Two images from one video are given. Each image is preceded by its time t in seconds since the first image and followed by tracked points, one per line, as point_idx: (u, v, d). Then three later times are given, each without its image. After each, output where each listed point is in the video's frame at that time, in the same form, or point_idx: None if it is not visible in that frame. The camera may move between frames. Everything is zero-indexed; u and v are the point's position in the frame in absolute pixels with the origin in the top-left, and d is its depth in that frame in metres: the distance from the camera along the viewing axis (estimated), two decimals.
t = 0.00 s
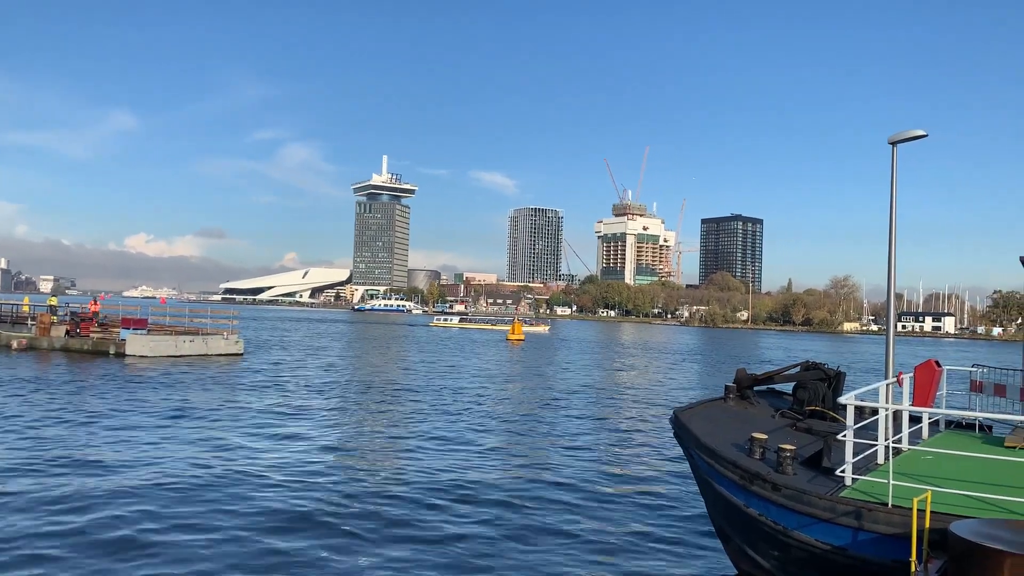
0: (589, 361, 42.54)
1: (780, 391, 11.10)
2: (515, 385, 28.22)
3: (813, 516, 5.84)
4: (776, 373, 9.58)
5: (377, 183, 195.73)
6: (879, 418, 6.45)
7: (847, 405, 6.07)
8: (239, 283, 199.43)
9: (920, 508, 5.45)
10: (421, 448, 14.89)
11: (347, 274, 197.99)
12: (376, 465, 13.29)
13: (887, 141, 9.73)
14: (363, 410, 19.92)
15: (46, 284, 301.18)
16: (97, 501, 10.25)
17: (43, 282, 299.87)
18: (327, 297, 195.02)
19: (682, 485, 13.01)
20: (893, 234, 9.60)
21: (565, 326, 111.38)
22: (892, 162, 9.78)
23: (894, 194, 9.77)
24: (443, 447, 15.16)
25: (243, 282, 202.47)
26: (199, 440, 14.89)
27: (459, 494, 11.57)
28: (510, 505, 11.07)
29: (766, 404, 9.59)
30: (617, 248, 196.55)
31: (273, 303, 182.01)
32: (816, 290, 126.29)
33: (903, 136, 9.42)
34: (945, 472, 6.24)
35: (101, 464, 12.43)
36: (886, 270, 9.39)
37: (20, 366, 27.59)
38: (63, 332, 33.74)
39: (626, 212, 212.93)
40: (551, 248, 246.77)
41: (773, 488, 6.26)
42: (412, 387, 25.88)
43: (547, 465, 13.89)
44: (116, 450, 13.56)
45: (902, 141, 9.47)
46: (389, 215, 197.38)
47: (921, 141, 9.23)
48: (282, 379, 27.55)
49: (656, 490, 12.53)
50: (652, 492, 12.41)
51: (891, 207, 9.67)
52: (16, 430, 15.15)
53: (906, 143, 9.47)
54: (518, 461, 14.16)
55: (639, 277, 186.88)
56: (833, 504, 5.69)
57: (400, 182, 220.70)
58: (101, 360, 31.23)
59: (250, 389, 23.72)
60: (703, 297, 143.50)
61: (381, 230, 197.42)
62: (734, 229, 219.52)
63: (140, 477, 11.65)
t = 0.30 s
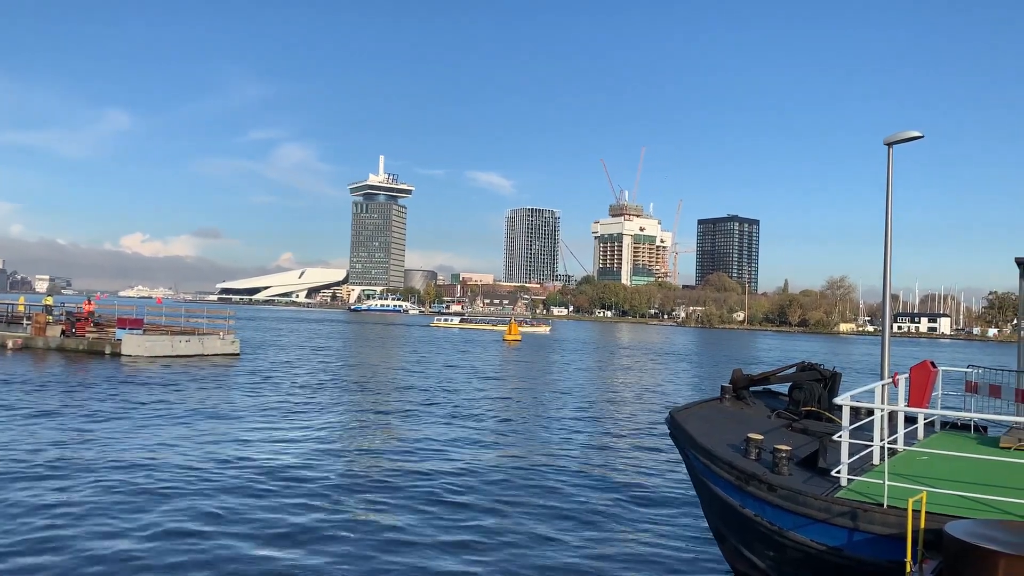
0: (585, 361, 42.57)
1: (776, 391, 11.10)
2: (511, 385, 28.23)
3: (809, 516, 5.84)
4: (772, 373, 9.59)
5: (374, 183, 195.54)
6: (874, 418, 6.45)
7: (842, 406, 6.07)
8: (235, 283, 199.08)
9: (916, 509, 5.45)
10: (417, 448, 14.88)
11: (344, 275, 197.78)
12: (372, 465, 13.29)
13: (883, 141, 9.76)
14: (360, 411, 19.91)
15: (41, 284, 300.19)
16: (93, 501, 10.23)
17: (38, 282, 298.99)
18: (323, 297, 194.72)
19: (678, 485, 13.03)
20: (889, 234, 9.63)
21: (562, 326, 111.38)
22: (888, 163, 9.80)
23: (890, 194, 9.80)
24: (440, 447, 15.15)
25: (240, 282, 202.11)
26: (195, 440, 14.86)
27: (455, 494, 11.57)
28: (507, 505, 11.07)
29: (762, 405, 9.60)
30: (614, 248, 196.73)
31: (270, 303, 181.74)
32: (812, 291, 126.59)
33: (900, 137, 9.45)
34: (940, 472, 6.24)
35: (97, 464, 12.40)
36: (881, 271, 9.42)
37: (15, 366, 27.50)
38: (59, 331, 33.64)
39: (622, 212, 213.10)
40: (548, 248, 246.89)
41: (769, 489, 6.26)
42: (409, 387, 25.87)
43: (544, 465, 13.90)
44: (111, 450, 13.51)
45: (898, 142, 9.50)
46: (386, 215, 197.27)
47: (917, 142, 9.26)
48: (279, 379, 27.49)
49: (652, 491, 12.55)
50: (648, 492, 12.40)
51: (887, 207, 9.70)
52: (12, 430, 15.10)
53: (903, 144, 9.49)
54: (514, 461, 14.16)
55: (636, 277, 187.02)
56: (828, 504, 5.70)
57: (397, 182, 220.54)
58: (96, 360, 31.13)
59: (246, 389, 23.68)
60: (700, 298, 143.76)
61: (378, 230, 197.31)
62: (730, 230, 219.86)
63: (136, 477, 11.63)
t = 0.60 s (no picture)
0: (584, 361, 42.65)
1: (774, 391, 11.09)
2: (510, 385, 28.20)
3: (808, 517, 5.84)
4: (770, 373, 9.59)
5: (373, 183, 195.36)
6: (872, 419, 6.45)
7: (841, 406, 6.06)
8: (233, 283, 198.86)
9: (913, 509, 5.46)
10: (415, 448, 14.88)
11: (342, 274, 197.67)
12: (372, 464, 13.30)
13: (881, 141, 9.77)
14: (359, 410, 19.92)
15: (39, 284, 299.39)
16: (92, 501, 10.21)
17: (37, 282, 298.67)
18: (322, 297, 194.44)
19: (676, 484, 13.06)
20: (887, 234, 9.63)
21: (561, 326, 111.35)
22: (886, 163, 9.82)
23: (888, 195, 9.80)
24: (438, 446, 15.18)
25: (238, 281, 201.72)
26: (194, 439, 14.86)
27: (454, 494, 11.59)
28: (506, 504, 11.11)
29: (760, 404, 9.59)
30: (612, 249, 196.81)
31: (268, 303, 181.54)
32: (810, 291, 126.79)
33: (897, 138, 9.46)
34: (938, 472, 6.25)
35: (96, 463, 12.39)
36: (880, 272, 9.41)
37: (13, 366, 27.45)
38: (57, 331, 33.58)
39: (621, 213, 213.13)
40: (547, 248, 246.94)
41: (767, 488, 6.26)
42: (407, 388, 25.86)
43: (542, 465, 13.93)
44: (110, 450, 13.50)
45: (896, 142, 9.51)
46: (384, 215, 197.26)
47: (914, 143, 9.28)
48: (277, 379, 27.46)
49: (650, 490, 12.57)
50: (646, 492, 12.41)
51: (885, 208, 9.70)
52: (10, 429, 15.07)
53: (900, 144, 9.51)
54: (513, 461, 14.18)
55: (634, 277, 186.93)
56: (827, 504, 5.69)
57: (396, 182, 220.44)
58: (95, 359, 31.09)
59: (244, 389, 23.65)
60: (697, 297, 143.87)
61: (376, 230, 197.23)
62: (729, 230, 220.15)
63: (135, 477, 11.62)
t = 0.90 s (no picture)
0: (583, 360, 42.63)
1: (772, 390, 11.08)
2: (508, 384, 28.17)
3: (805, 516, 5.85)
4: (769, 373, 9.58)
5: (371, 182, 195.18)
6: (870, 417, 6.46)
7: (839, 406, 6.06)
8: (231, 282, 198.59)
9: (911, 509, 5.46)
10: (414, 448, 14.87)
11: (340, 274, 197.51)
12: (370, 464, 13.29)
13: (879, 141, 9.76)
14: (357, 409, 19.90)
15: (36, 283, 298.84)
16: (91, 501, 10.19)
17: (35, 281, 298.19)
18: (320, 296, 194.17)
19: (674, 483, 13.08)
20: (885, 234, 9.63)
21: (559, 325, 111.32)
22: (884, 162, 9.82)
23: (886, 194, 9.80)
24: (436, 446, 15.16)
25: (236, 280, 201.41)
26: (193, 439, 14.84)
27: (452, 493, 11.58)
28: (504, 504, 11.11)
29: (758, 404, 9.59)
30: (610, 248, 196.86)
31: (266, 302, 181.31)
32: (809, 291, 126.90)
33: (896, 138, 9.46)
34: (936, 472, 6.26)
35: (95, 463, 12.36)
36: (879, 271, 9.40)
37: (10, 365, 27.38)
38: (54, 330, 33.52)
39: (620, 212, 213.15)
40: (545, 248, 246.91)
41: (765, 488, 6.27)
42: (405, 387, 25.83)
43: (541, 464, 13.93)
44: (109, 449, 13.48)
45: (895, 142, 9.52)
46: (383, 214, 197.13)
47: (913, 143, 9.28)
48: (275, 378, 27.40)
49: (648, 490, 12.58)
50: (645, 492, 12.42)
51: (883, 207, 9.70)
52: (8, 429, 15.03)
53: (899, 144, 9.51)
54: (511, 460, 14.18)
55: (633, 276, 186.91)
56: (825, 503, 5.70)
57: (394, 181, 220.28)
58: (93, 358, 31.02)
59: (242, 389, 23.59)
60: (696, 297, 143.92)
61: (374, 229, 197.12)
62: (727, 229, 220.34)
63: (134, 476, 11.61)
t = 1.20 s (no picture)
0: (581, 360, 42.59)
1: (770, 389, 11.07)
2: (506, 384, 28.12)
3: (803, 515, 5.85)
4: (766, 372, 9.57)
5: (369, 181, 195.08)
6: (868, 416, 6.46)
7: (837, 404, 6.06)
8: (229, 281, 198.29)
9: (909, 507, 5.47)
10: (411, 447, 14.84)
11: (338, 273, 197.30)
12: (368, 463, 13.28)
13: (877, 140, 9.77)
14: (354, 409, 19.85)
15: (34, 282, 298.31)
16: (89, 500, 10.18)
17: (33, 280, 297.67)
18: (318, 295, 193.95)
19: (672, 483, 13.08)
20: (883, 233, 9.64)
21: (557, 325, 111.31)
22: (883, 162, 9.82)
23: (884, 193, 9.81)
24: (434, 445, 15.15)
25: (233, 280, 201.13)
26: (190, 438, 14.82)
27: (451, 492, 11.58)
28: (502, 503, 11.10)
29: (756, 403, 9.59)
30: (609, 247, 196.88)
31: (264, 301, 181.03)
32: (807, 291, 126.99)
33: (894, 137, 9.47)
34: (934, 471, 6.26)
35: (93, 462, 12.33)
36: (877, 271, 9.40)
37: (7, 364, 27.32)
38: (52, 330, 33.45)
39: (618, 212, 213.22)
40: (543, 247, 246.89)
41: (763, 487, 6.27)
42: (403, 386, 25.77)
43: (539, 464, 13.93)
44: (106, 448, 13.45)
45: (893, 141, 9.52)
46: (381, 213, 197.00)
47: (910, 142, 9.29)
48: (272, 377, 27.33)
49: (646, 489, 12.57)
50: (643, 491, 12.42)
51: (881, 206, 9.71)
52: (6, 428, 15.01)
53: (896, 144, 9.52)
54: (509, 459, 14.17)
55: (631, 276, 186.89)
56: (822, 502, 5.71)
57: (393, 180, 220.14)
58: (90, 358, 30.94)
59: (239, 388, 23.53)
60: (694, 296, 143.95)
61: (372, 228, 196.94)
62: (725, 229, 220.45)
63: (132, 475, 11.59)
